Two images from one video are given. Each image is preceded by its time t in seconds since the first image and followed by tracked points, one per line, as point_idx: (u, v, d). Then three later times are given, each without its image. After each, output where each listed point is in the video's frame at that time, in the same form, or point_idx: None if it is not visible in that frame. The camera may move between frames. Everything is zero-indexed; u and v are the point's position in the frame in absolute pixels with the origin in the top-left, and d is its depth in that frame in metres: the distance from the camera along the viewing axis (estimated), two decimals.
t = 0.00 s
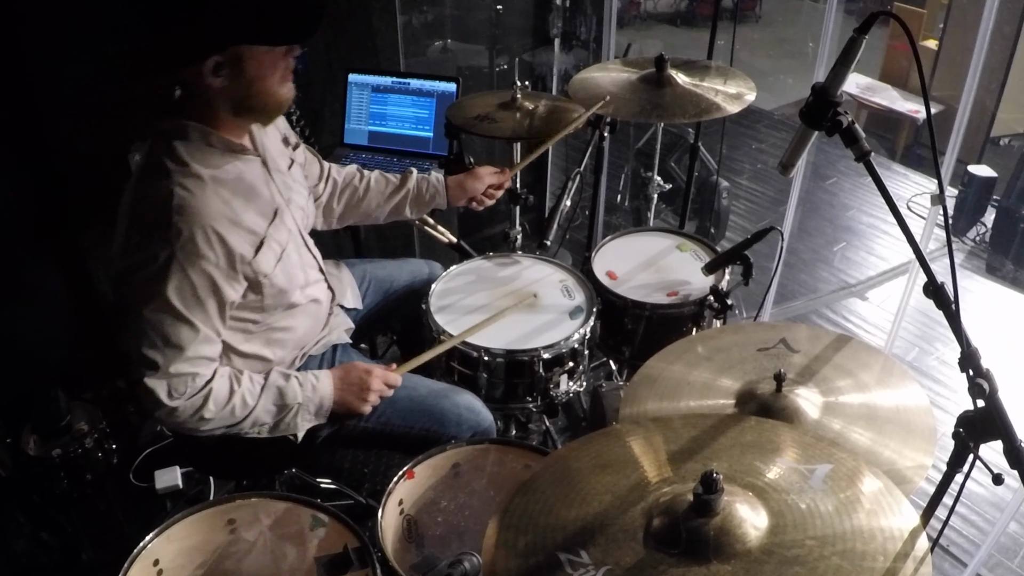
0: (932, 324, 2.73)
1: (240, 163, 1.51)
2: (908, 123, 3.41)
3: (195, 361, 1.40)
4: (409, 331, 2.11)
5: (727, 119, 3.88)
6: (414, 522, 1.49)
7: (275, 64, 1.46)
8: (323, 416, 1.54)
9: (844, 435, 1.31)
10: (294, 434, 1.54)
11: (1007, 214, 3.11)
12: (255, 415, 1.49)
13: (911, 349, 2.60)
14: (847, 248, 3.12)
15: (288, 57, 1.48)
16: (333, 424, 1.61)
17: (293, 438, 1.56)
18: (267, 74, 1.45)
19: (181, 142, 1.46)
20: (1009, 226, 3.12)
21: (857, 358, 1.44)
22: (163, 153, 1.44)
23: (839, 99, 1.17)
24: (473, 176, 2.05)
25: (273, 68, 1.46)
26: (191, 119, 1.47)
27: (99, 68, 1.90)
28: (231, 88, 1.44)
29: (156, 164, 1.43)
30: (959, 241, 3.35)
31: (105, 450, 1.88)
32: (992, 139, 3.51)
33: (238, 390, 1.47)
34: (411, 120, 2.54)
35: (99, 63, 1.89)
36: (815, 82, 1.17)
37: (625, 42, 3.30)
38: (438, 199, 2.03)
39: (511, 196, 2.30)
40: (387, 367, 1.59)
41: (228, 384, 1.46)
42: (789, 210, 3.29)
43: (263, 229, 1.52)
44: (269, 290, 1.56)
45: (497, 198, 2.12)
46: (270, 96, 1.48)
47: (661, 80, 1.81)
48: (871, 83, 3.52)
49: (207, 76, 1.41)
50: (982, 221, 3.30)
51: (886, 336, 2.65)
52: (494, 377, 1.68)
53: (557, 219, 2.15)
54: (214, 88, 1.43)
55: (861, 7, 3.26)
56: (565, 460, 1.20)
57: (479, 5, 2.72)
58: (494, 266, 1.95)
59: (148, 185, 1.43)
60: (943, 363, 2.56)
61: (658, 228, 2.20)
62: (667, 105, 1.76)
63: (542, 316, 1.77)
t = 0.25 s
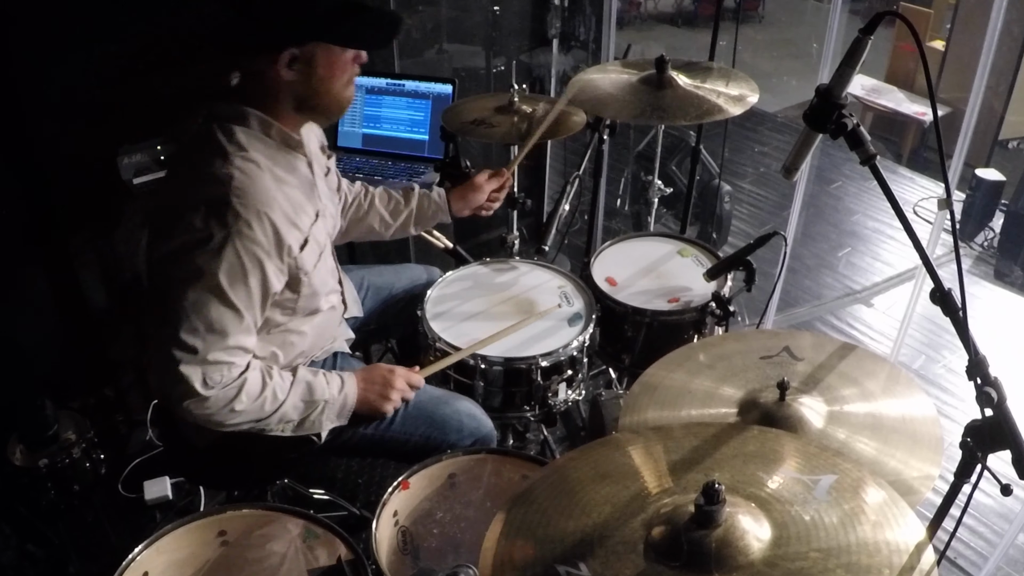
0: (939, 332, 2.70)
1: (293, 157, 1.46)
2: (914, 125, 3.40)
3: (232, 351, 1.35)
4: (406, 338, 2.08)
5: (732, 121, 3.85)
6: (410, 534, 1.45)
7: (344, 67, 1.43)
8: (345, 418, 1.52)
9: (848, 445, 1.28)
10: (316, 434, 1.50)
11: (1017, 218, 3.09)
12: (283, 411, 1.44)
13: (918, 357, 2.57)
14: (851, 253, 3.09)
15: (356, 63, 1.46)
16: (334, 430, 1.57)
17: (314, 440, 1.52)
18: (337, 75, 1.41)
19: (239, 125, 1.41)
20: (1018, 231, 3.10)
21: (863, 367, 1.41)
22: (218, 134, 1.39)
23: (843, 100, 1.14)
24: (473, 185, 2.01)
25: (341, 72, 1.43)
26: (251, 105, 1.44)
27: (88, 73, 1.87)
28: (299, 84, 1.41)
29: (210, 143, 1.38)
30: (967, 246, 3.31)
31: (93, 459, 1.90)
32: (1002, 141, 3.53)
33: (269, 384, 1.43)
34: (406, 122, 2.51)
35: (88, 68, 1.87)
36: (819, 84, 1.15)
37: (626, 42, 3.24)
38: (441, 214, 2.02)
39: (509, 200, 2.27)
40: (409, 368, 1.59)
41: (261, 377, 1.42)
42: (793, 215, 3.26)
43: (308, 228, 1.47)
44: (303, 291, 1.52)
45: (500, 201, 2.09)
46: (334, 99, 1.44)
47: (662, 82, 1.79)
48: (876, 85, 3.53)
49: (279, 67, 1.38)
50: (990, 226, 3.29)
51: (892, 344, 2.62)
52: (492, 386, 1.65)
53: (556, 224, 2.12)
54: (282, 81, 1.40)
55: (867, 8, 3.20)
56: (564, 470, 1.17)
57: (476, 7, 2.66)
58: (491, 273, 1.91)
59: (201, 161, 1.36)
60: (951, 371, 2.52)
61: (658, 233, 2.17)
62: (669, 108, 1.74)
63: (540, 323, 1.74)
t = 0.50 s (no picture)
0: (946, 339, 2.67)
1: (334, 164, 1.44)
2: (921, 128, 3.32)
3: (257, 350, 1.31)
4: (401, 345, 2.05)
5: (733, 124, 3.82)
6: (404, 546, 1.40)
7: (402, 88, 1.42)
8: (355, 426, 1.49)
9: (854, 456, 1.25)
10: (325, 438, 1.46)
11: None
12: (297, 414, 1.41)
13: (924, 365, 2.54)
14: (857, 259, 3.06)
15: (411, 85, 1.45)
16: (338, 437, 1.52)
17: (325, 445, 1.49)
18: (394, 95, 1.41)
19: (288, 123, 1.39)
20: None
21: (868, 375, 1.38)
22: (270, 130, 1.37)
23: (848, 103, 1.11)
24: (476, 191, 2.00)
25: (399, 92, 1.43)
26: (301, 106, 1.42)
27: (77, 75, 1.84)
28: (354, 95, 1.40)
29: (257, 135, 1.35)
30: (975, 251, 3.27)
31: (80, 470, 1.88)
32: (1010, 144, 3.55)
33: (287, 384, 1.39)
34: (401, 125, 2.48)
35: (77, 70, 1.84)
36: (824, 86, 1.12)
37: (625, 42, 3.19)
38: (443, 219, 1.99)
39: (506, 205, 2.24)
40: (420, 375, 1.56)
41: (279, 378, 1.38)
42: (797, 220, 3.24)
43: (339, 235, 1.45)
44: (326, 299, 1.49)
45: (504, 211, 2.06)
46: (385, 116, 1.44)
47: (663, 83, 1.76)
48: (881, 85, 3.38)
49: (338, 75, 1.37)
50: (999, 231, 3.24)
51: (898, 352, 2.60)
52: (489, 395, 1.63)
53: (555, 229, 2.10)
54: (340, 89, 1.39)
55: (873, 8, 3.14)
56: (562, 481, 1.13)
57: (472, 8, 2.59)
58: (487, 279, 1.88)
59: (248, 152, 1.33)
60: (959, 380, 2.49)
61: (659, 238, 2.14)
62: (670, 110, 1.72)
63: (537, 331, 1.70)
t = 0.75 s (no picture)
0: (954, 347, 2.65)
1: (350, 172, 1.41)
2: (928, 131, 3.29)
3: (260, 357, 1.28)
4: (396, 352, 2.01)
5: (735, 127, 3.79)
6: (399, 559, 1.36)
7: (419, 101, 1.41)
8: (353, 436, 1.45)
9: (859, 466, 1.22)
10: (325, 447, 1.43)
11: None
12: (295, 423, 1.37)
13: (931, 374, 2.51)
14: (862, 264, 3.04)
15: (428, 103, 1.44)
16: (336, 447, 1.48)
17: (322, 455, 1.46)
18: (413, 108, 1.39)
19: (304, 128, 1.35)
20: None
21: (873, 384, 1.35)
22: (285, 134, 1.33)
23: (853, 105, 1.09)
24: (477, 200, 1.94)
25: (415, 105, 1.41)
26: (318, 112, 1.38)
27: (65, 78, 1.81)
28: (375, 104, 1.37)
29: (270, 140, 1.31)
30: (983, 257, 3.24)
31: (67, 480, 1.84)
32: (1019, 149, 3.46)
33: (287, 393, 1.36)
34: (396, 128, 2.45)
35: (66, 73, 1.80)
36: (828, 87, 1.09)
37: (626, 43, 3.15)
38: (448, 228, 1.97)
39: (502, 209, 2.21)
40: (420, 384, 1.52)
41: (278, 386, 1.35)
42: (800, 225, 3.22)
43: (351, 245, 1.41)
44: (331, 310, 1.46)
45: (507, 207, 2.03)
46: (402, 130, 1.42)
47: (664, 85, 1.74)
48: (887, 88, 3.37)
49: (362, 83, 1.34)
50: (1006, 237, 3.21)
51: (904, 359, 2.57)
52: (486, 404, 1.59)
53: (553, 234, 2.07)
54: (360, 99, 1.36)
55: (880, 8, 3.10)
56: (560, 493, 1.09)
57: (470, 7, 2.59)
58: (484, 285, 1.85)
59: (264, 157, 1.29)
60: (966, 388, 2.46)
61: (660, 244, 2.11)
62: (671, 113, 1.70)
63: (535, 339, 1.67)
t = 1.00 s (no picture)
0: (962, 355, 2.62)
1: (320, 172, 1.38)
2: (934, 134, 3.28)
3: (241, 370, 1.25)
4: (390, 360, 1.98)
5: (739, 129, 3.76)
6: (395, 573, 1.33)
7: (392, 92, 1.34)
8: (345, 446, 1.42)
9: (864, 478, 1.19)
10: (317, 460, 1.40)
11: None
12: (283, 436, 1.34)
13: (939, 383, 2.48)
14: (867, 271, 3.01)
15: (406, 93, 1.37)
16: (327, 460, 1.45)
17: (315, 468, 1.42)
18: (384, 101, 1.33)
19: (274, 131, 1.33)
20: None
21: (879, 393, 1.31)
22: (253, 138, 1.31)
23: (858, 107, 1.06)
24: (472, 194, 1.92)
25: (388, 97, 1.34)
26: (290, 111, 1.35)
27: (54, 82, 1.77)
28: (342, 100, 1.32)
29: (239, 145, 1.29)
30: (991, 263, 3.20)
31: (54, 492, 1.80)
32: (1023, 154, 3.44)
33: (271, 405, 1.33)
34: (390, 131, 2.43)
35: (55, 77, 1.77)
36: (832, 89, 1.07)
37: (625, 43, 3.10)
38: (438, 221, 1.93)
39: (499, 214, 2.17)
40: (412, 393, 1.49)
41: (263, 398, 1.32)
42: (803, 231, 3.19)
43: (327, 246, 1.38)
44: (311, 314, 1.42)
45: (506, 213, 1.95)
46: (374, 124, 1.36)
47: (665, 87, 1.72)
48: (894, 91, 3.38)
49: (327, 78, 1.30)
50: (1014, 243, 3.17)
51: (911, 368, 2.54)
52: (482, 414, 1.56)
53: (551, 239, 2.04)
54: (327, 94, 1.32)
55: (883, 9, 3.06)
56: (559, 505, 1.06)
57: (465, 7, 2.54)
58: (481, 292, 1.82)
59: (232, 164, 1.26)
60: (974, 398, 2.43)
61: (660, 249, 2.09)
62: (672, 116, 1.67)
63: (534, 347, 1.64)
